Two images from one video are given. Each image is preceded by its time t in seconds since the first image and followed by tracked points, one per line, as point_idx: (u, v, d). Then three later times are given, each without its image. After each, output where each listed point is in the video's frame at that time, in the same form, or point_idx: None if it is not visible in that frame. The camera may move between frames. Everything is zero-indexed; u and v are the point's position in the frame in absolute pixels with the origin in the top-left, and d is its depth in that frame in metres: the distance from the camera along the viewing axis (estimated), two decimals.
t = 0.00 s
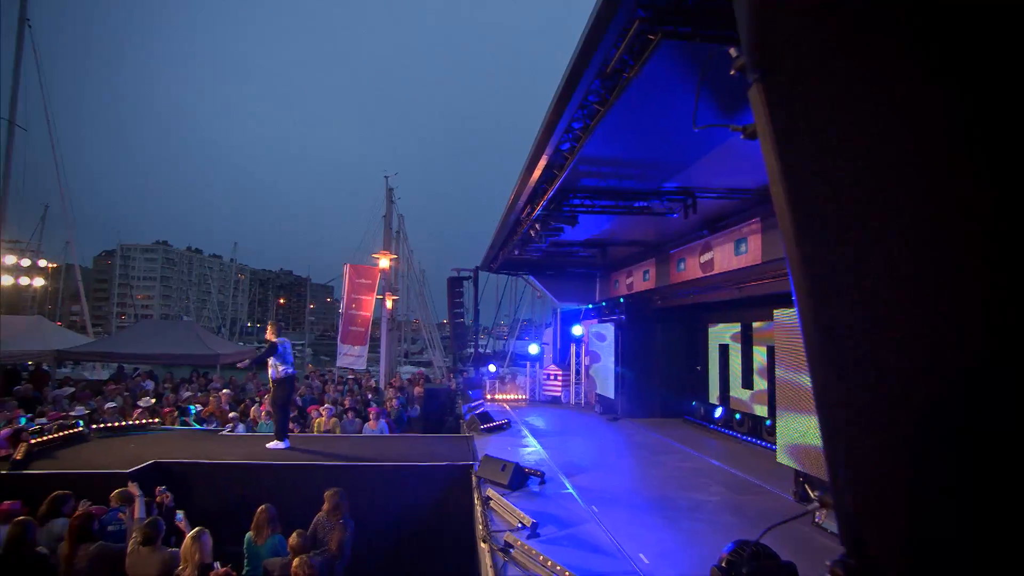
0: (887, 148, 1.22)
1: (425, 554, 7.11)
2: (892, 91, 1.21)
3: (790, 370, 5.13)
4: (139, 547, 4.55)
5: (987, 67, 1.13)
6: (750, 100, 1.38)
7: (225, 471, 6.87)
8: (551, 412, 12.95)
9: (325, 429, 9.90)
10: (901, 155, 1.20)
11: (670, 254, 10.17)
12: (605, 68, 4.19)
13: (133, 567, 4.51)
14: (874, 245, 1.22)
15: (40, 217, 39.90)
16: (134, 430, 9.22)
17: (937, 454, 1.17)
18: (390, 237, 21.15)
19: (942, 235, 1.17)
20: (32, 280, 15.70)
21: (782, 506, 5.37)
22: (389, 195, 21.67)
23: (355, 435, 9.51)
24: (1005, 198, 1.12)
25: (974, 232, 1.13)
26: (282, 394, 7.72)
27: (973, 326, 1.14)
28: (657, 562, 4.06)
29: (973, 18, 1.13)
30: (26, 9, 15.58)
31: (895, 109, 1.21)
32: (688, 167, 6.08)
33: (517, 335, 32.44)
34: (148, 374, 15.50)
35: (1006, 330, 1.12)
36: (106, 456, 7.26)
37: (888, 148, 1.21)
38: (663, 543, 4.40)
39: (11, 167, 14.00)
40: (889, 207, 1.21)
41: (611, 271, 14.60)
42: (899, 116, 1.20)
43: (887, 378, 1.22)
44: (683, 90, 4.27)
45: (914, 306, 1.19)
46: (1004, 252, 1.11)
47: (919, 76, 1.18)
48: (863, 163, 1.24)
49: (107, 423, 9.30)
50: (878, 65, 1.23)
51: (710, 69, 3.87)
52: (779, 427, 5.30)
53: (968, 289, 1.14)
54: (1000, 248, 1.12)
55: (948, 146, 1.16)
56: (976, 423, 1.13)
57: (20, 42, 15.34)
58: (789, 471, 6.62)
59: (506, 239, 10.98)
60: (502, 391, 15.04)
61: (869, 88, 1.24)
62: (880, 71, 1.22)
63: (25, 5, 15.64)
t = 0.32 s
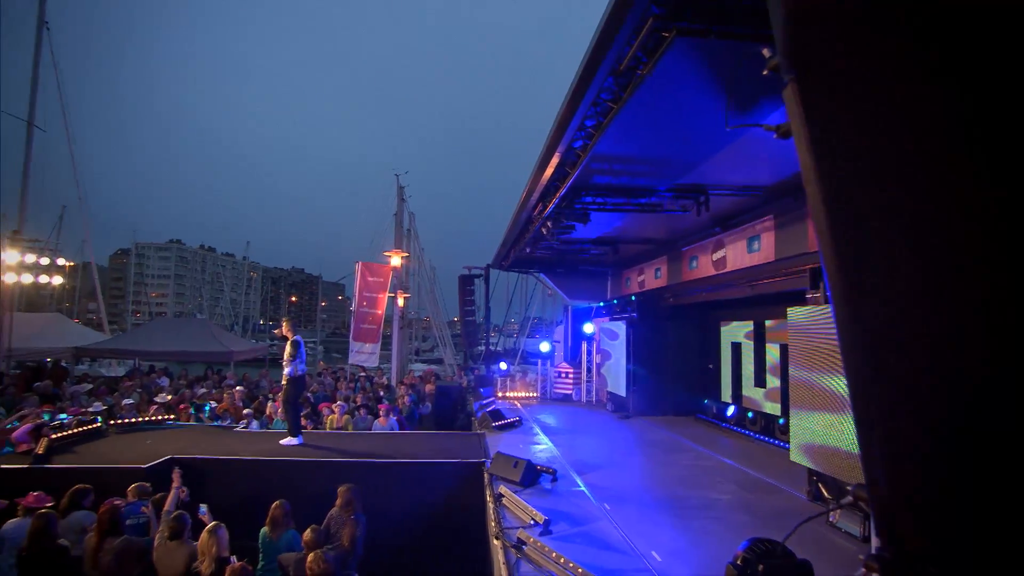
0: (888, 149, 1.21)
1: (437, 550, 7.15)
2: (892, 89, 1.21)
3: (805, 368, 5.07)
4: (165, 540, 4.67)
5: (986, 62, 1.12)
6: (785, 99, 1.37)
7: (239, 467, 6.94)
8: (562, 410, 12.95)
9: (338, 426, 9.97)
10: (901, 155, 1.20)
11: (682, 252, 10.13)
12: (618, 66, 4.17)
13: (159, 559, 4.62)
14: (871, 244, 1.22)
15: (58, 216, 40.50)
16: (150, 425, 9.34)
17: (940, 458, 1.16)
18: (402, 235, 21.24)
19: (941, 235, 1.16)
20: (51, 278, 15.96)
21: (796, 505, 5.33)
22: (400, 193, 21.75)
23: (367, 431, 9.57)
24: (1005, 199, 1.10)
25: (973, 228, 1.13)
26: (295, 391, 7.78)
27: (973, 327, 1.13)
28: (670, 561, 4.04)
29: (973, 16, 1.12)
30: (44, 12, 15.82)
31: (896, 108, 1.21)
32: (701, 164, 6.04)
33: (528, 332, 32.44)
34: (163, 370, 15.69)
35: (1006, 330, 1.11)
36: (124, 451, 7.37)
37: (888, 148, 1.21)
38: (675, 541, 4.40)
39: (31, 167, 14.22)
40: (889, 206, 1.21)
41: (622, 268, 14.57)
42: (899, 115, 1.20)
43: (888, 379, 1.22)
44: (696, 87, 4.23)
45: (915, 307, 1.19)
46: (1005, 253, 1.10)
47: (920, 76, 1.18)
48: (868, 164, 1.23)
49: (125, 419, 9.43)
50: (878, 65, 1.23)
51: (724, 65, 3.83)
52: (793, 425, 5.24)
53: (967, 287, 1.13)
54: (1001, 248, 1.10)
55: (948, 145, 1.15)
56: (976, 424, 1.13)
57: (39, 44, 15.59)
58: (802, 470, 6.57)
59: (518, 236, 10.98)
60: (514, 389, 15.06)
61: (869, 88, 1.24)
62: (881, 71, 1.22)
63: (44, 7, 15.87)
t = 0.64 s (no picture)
0: (886, 148, 0.97)
1: (452, 547, 7.18)
2: (888, 92, 0.95)
3: (824, 368, 5.02)
4: (191, 535, 4.79)
5: (992, 51, 0.84)
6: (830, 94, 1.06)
7: (259, 462, 7.04)
8: (578, 408, 12.95)
9: (355, 423, 10.07)
10: (893, 159, 0.96)
11: (699, 250, 10.08)
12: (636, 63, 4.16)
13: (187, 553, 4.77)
14: (889, 249, 0.98)
15: (80, 217, 41.23)
16: (172, 421, 9.51)
17: (942, 480, 0.95)
18: (417, 234, 21.34)
19: (940, 236, 0.92)
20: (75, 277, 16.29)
21: (815, 505, 5.29)
22: (416, 192, 21.88)
23: (383, 429, 9.65)
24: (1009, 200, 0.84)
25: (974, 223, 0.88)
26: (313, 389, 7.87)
27: (972, 325, 0.90)
28: (686, 559, 4.04)
29: None
30: (68, 17, 16.13)
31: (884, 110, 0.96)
32: (718, 161, 6.01)
33: (543, 331, 32.41)
34: (183, 367, 15.93)
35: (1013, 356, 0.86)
36: (147, 446, 7.52)
37: (883, 152, 0.97)
38: (692, 541, 4.37)
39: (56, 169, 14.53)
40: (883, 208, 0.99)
41: (638, 266, 14.55)
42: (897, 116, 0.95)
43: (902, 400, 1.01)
44: (715, 85, 4.22)
45: (916, 300, 0.96)
46: (1006, 255, 0.85)
47: (920, 76, 0.91)
48: (875, 162, 0.99)
49: (147, 415, 9.61)
50: (874, 71, 0.96)
51: (742, 63, 3.82)
52: (811, 424, 5.20)
53: (962, 285, 0.90)
54: (1001, 249, 0.85)
55: (948, 141, 0.90)
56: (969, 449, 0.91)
57: (63, 48, 15.91)
58: (822, 470, 6.51)
59: (533, 235, 11.00)
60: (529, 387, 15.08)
61: (867, 88, 0.98)
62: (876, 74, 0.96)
63: (68, 13, 16.18)
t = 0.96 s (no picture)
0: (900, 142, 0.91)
1: (472, 544, 7.21)
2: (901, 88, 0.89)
3: (848, 368, 4.95)
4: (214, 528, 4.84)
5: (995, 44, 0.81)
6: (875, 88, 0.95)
7: (282, 457, 7.15)
8: (597, 406, 12.92)
9: (375, 419, 10.16)
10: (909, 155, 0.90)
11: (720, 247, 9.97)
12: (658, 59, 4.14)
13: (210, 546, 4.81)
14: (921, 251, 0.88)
15: (106, 217, 42.15)
16: (198, 416, 9.71)
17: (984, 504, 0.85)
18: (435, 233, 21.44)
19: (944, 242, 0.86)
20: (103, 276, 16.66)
21: (840, 506, 5.20)
22: (435, 191, 21.97)
23: (403, 425, 9.72)
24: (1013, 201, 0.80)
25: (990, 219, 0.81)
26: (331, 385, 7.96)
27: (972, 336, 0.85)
28: (708, 558, 4.01)
29: None
30: (96, 22, 16.48)
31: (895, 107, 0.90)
32: (740, 157, 5.93)
33: (561, 329, 32.33)
34: (207, 364, 16.19)
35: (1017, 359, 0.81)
36: (174, 440, 7.68)
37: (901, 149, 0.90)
38: (714, 540, 4.34)
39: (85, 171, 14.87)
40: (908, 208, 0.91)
41: (657, 263, 14.45)
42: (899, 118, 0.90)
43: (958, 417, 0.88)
44: (738, 80, 4.17)
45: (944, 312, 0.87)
46: (1007, 255, 0.80)
47: (919, 77, 0.87)
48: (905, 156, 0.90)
49: (173, 410, 9.79)
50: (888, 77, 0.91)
51: (767, 57, 3.77)
52: (835, 424, 5.12)
53: (961, 284, 0.84)
54: (1002, 250, 0.81)
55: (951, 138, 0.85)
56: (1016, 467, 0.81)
57: (91, 52, 16.28)
58: (845, 470, 6.40)
59: (552, 233, 10.99)
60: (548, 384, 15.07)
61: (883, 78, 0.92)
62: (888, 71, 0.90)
63: (96, 18, 16.54)
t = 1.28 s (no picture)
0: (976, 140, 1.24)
1: (494, 542, 7.22)
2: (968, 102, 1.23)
3: (877, 366, 4.84)
4: (236, 520, 4.86)
5: None
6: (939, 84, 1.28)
7: (307, 453, 7.26)
8: (619, 403, 12.88)
9: (398, 416, 10.25)
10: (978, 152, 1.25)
11: (744, 243, 9.85)
12: (682, 54, 4.09)
13: (232, 538, 4.85)
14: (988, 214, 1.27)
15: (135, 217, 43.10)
16: (224, 412, 9.89)
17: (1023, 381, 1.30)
18: (456, 231, 21.49)
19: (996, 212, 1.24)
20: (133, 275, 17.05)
21: (869, 507, 5.11)
22: (456, 189, 22.06)
23: (425, 422, 9.79)
24: None
25: None
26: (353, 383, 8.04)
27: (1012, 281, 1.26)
28: (734, 557, 3.97)
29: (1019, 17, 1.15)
30: (125, 28, 16.85)
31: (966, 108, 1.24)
32: (765, 153, 5.84)
33: (582, 327, 32.21)
34: (233, 361, 16.47)
35: None
36: (202, 436, 7.83)
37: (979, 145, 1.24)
38: (740, 539, 4.30)
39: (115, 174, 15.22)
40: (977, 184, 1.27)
41: (679, 260, 14.33)
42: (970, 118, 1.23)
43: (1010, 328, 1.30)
44: (765, 75, 4.10)
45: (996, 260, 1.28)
46: None
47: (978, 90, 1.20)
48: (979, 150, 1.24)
49: (201, 406, 9.99)
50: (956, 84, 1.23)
51: (795, 51, 3.70)
52: (863, 424, 5.02)
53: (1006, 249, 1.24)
54: None
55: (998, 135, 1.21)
56: None
57: (121, 57, 16.67)
58: (873, 470, 6.28)
59: (574, 231, 10.95)
60: (569, 382, 15.05)
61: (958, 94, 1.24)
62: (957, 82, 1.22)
63: (125, 24, 16.90)
